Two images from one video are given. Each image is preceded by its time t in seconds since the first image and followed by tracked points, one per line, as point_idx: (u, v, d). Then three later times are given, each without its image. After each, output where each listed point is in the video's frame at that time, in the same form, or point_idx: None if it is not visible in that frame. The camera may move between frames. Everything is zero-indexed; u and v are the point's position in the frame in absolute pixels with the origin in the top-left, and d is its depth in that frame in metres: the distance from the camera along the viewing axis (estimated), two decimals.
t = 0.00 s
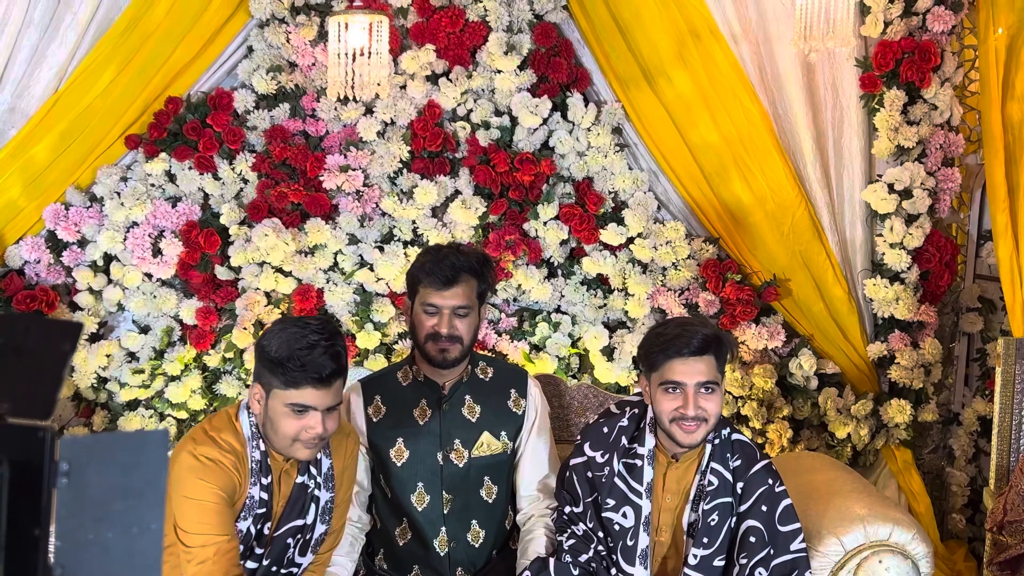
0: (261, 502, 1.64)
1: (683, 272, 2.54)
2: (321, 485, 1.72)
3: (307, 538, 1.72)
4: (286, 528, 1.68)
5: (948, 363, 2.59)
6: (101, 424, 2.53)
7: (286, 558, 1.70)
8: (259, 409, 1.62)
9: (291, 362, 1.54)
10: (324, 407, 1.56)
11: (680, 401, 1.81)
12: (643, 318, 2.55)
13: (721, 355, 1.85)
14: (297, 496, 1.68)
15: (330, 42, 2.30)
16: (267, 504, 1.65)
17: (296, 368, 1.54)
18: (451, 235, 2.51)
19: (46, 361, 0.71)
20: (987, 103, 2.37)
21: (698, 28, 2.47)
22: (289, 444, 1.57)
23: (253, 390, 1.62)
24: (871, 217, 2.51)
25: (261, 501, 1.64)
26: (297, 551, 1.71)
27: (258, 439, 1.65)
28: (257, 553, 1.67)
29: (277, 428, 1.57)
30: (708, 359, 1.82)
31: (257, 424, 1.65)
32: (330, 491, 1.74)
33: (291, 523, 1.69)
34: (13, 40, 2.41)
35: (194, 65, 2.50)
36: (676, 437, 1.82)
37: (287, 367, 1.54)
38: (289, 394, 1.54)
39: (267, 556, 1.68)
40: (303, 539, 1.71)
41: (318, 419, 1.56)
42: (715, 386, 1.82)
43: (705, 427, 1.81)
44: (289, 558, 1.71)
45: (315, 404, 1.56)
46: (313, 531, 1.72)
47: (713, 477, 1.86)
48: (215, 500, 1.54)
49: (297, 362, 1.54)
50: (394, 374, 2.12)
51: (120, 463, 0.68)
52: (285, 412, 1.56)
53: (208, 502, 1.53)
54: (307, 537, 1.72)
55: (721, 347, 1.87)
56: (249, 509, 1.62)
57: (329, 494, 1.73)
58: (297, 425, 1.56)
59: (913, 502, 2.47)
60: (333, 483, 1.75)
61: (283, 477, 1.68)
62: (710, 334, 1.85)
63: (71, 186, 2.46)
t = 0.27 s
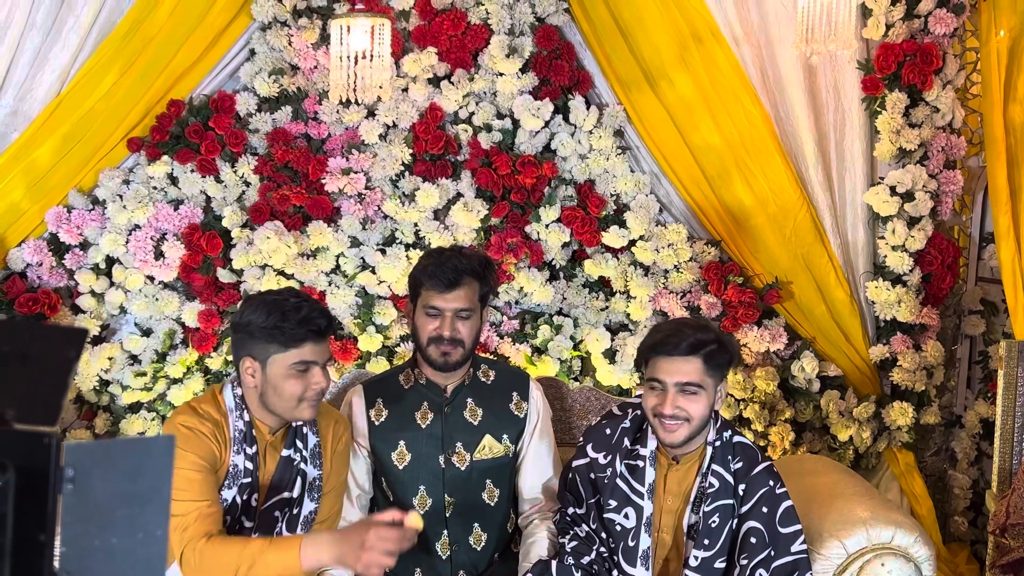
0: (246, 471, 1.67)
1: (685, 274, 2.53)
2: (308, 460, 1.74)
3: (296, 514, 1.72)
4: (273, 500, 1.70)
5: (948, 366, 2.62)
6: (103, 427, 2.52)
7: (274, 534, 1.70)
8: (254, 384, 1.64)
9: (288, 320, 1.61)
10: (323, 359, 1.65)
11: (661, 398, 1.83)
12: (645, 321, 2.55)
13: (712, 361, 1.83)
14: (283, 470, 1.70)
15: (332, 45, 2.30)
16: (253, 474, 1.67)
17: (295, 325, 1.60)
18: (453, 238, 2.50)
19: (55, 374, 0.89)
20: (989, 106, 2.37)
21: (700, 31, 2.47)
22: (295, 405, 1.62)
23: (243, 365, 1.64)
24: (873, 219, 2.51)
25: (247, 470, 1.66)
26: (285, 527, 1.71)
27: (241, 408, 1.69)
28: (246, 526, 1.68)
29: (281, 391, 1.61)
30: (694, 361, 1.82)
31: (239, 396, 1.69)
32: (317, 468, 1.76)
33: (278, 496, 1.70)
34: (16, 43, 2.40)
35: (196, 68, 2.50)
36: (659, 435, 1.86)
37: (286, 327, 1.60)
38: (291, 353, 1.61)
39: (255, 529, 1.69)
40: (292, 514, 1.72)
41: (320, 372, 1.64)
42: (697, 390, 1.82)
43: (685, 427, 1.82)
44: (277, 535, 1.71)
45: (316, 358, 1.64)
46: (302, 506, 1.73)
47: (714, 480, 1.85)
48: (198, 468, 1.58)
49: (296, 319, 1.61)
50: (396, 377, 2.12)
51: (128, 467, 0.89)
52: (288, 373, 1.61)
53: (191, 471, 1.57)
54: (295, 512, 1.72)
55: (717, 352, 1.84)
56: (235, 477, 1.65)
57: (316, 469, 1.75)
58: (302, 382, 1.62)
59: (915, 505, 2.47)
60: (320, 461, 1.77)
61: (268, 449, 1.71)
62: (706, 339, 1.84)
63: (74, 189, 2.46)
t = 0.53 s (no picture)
0: (240, 444, 1.81)
1: (687, 277, 2.52)
2: (297, 435, 1.88)
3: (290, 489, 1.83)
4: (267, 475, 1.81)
5: (952, 368, 2.59)
6: (106, 429, 2.53)
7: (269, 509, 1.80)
8: (248, 364, 1.80)
9: (277, 303, 1.77)
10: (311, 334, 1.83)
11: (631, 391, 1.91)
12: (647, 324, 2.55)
13: (685, 365, 1.85)
14: (273, 446, 1.83)
15: (334, 48, 2.30)
16: (245, 447, 1.82)
17: (285, 304, 1.77)
18: (455, 241, 2.51)
19: (57, 376, 0.89)
20: (992, 108, 2.37)
21: (702, 34, 2.47)
22: (292, 376, 1.79)
23: (237, 347, 1.79)
24: (876, 222, 2.50)
25: (240, 443, 1.81)
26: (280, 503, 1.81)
27: (227, 386, 1.84)
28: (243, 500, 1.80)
29: (278, 366, 1.78)
30: (665, 361, 1.86)
31: (222, 375, 1.84)
32: (305, 443, 1.89)
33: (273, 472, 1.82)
34: (18, 47, 2.42)
35: (199, 70, 2.50)
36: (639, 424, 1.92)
37: (276, 307, 1.77)
38: (284, 329, 1.78)
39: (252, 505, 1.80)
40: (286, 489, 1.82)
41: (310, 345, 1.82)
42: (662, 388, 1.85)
43: (643, 420, 1.88)
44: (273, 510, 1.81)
45: (307, 334, 1.82)
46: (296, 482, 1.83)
47: (715, 483, 1.85)
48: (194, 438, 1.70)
49: (286, 298, 1.78)
50: (397, 380, 2.10)
51: (130, 472, 0.87)
52: (283, 348, 1.78)
53: (189, 442, 1.69)
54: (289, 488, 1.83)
55: (699, 359, 1.85)
56: (230, 450, 1.80)
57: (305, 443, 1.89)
58: (296, 356, 1.79)
59: (918, 508, 2.46)
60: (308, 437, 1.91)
61: (257, 425, 1.87)
62: (689, 346, 1.86)
63: (76, 192, 2.47)
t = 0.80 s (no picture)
0: (245, 428, 1.82)
1: (690, 279, 2.53)
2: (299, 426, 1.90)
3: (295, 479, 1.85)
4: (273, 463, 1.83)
5: (955, 370, 2.58)
6: (108, 432, 2.53)
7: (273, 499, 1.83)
8: (247, 356, 1.81)
9: (273, 294, 1.78)
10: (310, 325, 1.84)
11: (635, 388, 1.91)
12: (650, 326, 2.55)
13: (688, 366, 1.86)
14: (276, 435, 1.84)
15: (337, 51, 2.31)
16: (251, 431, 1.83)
17: (281, 296, 1.79)
18: (458, 243, 2.51)
19: (60, 376, 0.85)
20: (995, 110, 2.36)
21: (704, 36, 2.47)
22: (289, 368, 1.80)
23: (235, 340, 1.80)
24: (878, 224, 2.50)
25: (246, 427, 1.82)
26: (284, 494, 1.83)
27: (231, 374, 1.85)
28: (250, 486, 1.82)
29: (275, 357, 1.79)
30: (668, 361, 1.86)
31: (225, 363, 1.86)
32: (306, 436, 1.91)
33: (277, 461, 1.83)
34: (21, 48, 2.43)
35: (202, 73, 2.50)
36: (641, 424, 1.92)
37: (273, 299, 1.78)
38: (280, 321, 1.79)
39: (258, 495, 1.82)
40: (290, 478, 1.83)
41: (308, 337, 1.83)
42: (663, 388, 1.85)
43: (646, 419, 1.88)
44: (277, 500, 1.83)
45: (304, 326, 1.83)
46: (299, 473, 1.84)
47: (720, 485, 1.85)
48: (204, 415, 1.73)
49: (283, 289, 1.80)
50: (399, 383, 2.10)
51: (138, 475, 0.83)
52: (280, 340, 1.79)
53: (199, 420, 1.72)
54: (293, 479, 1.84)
55: (703, 361, 1.86)
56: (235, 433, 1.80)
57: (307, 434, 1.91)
58: (293, 348, 1.80)
59: (921, 510, 2.46)
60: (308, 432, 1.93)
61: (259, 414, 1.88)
62: (694, 348, 1.87)
63: (79, 195, 2.47)
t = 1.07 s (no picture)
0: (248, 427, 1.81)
1: (691, 281, 2.54)
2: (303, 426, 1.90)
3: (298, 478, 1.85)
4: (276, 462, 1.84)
5: (957, 372, 2.57)
6: (111, 434, 2.54)
7: (275, 498, 1.84)
8: (250, 355, 1.81)
9: (276, 293, 1.79)
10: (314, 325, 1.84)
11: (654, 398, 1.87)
12: (651, 329, 2.55)
13: (712, 374, 1.86)
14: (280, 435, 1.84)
15: (337, 54, 2.31)
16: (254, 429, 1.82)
17: (285, 295, 1.79)
18: (459, 245, 2.51)
19: (61, 378, 0.94)
20: (995, 113, 2.36)
21: (706, 38, 2.48)
22: (292, 367, 1.80)
23: (239, 338, 1.81)
24: (880, 226, 2.49)
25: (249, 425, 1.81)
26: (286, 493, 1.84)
27: (235, 372, 1.84)
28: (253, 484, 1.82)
29: (278, 357, 1.79)
30: (693, 370, 1.85)
31: (229, 361, 1.85)
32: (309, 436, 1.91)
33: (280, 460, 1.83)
34: (24, 51, 2.42)
35: (204, 76, 2.50)
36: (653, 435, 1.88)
37: (277, 296, 1.79)
38: (283, 320, 1.79)
39: (260, 494, 1.83)
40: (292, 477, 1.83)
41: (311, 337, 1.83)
42: (689, 397, 1.84)
43: (667, 430, 1.85)
44: (280, 499, 1.84)
45: (307, 326, 1.83)
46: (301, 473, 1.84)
47: (724, 489, 1.85)
48: (210, 408, 1.74)
49: (286, 288, 1.80)
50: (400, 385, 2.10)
51: (138, 482, 0.87)
52: (283, 338, 1.79)
53: (206, 412, 1.73)
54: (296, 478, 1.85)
55: (725, 368, 1.87)
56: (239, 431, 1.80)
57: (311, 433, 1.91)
58: (295, 347, 1.80)
59: (923, 512, 2.46)
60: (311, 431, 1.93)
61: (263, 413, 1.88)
62: (715, 354, 1.87)
63: (81, 197, 2.47)
